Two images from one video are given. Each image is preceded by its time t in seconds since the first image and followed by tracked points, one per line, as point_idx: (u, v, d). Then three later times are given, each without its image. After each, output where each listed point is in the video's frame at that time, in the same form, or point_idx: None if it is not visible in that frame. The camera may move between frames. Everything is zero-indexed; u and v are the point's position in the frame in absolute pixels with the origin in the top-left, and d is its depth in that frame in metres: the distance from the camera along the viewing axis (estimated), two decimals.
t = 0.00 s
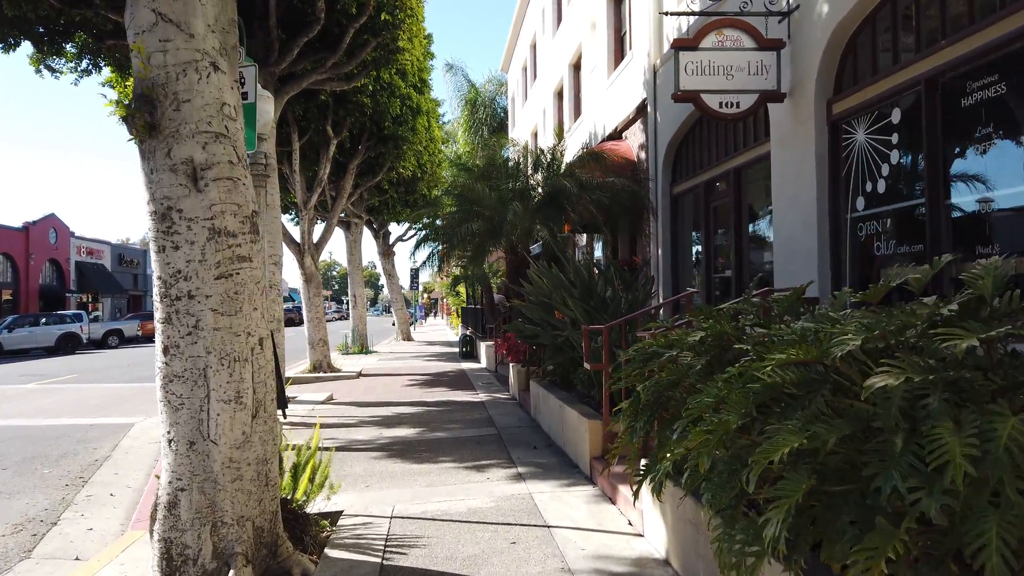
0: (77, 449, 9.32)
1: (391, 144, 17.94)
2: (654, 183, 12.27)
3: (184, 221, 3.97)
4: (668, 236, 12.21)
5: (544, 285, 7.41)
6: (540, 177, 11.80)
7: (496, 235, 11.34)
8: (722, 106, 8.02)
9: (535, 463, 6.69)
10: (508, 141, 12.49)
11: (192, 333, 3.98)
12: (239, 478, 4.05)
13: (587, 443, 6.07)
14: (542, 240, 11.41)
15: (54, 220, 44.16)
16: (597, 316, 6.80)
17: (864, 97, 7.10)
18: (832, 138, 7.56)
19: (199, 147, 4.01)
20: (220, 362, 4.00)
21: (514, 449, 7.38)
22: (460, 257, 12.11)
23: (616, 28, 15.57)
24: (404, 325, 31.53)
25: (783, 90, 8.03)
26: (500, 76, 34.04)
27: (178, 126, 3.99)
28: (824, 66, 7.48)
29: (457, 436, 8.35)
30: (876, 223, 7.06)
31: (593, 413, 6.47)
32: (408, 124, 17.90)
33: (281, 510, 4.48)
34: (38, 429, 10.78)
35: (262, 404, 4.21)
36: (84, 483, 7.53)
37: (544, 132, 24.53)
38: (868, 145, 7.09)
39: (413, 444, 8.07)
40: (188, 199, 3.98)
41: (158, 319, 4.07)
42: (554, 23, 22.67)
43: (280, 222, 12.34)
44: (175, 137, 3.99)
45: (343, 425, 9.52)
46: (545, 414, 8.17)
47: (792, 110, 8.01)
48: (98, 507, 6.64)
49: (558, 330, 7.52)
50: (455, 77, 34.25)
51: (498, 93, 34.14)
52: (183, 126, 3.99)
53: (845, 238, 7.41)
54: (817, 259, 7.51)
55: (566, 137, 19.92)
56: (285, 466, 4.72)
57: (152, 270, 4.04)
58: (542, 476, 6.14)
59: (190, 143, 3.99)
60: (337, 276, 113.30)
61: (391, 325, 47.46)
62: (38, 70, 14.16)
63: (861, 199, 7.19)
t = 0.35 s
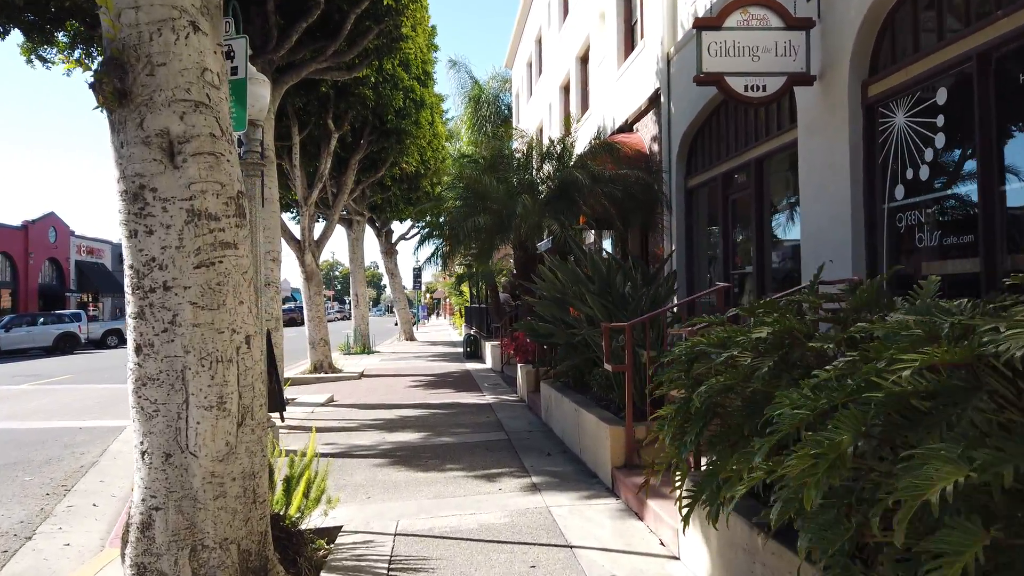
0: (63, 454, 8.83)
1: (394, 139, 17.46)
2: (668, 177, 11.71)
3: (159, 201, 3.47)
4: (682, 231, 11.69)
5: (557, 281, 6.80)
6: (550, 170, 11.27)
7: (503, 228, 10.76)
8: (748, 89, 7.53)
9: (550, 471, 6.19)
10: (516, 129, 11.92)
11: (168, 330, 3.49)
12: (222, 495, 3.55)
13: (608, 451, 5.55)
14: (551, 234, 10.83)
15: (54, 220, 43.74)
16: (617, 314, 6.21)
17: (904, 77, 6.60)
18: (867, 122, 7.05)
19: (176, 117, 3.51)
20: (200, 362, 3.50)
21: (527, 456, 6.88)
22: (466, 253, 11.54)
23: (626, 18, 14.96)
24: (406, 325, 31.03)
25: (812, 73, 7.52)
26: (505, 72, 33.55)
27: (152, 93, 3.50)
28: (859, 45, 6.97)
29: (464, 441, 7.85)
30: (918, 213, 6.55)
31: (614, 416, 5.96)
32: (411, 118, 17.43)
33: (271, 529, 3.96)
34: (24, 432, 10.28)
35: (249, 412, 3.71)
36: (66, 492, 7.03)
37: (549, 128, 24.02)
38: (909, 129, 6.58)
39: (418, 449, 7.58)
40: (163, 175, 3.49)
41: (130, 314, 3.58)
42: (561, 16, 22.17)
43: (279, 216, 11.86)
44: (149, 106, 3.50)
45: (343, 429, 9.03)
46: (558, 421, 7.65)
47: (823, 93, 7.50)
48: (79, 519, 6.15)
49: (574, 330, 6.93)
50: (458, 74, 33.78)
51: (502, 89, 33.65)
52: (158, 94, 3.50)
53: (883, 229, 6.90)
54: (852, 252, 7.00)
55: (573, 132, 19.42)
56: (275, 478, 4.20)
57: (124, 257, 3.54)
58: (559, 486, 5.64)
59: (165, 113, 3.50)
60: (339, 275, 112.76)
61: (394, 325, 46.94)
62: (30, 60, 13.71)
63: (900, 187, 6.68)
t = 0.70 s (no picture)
0: (47, 464, 8.34)
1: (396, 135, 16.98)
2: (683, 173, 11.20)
3: (122, 186, 2.98)
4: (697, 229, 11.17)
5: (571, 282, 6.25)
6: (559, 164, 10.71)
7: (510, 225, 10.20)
8: (775, 75, 7.04)
9: (565, 488, 5.69)
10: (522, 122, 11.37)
11: (132, 338, 2.99)
12: (195, 530, 3.05)
13: (631, 468, 5.05)
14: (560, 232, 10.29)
15: (53, 219, 43.20)
16: (641, 318, 5.67)
17: (949, 61, 6.08)
18: (908, 110, 6.53)
19: (142, 90, 3.01)
20: (170, 376, 3.00)
21: (539, 470, 6.37)
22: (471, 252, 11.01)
23: (636, 10, 14.44)
24: (409, 325, 30.51)
25: (846, 58, 7.01)
26: (509, 70, 33.04)
27: (114, 61, 3.00)
28: (899, 27, 6.45)
29: (471, 452, 7.35)
30: (966, 208, 6.03)
31: (637, 429, 5.45)
32: (415, 113, 16.95)
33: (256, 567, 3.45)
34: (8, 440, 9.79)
35: (229, 433, 3.19)
36: (44, 507, 6.54)
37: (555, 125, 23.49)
38: (956, 118, 6.07)
39: (422, 461, 7.09)
40: (127, 157, 2.99)
41: (90, 319, 3.08)
42: (567, 11, 21.69)
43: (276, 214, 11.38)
44: (111, 77, 3.00)
45: (342, 438, 8.54)
46: (572, 431, 7.14)
47: (857, 80, 6.98)
48: (53, 539, 5.66)
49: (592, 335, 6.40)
50: (462, 72, 33.26)
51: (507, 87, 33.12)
52: (122, 63, 3.00)
53: (927, 224, 6.37)
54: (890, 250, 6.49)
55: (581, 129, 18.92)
56: (261, 504, 3.69)
57: (83, 253, 3.05)
58: (576, 507, 5.14)
59: (128, 85, 2.99)
60: (342, 276, 112.28)
61: (396, 327, 46.42)
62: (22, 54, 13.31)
63: (947, 181, 6.16)
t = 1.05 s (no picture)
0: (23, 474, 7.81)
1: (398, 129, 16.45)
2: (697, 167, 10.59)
3: (57, 159, 2.45)
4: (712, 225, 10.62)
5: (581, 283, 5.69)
6: (567, 156, 10.19)
7: (515, 220, 9.67)
8: (807, 56, 6.53)
9: (581, 506, 5.16)
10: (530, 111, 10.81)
11: (70, 343, 2.46)
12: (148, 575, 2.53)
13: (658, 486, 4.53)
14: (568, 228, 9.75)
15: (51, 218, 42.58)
16: (662, 318, 5.11)
17: (1000, 36, 5.55)
18: (951, 92, 6.01)
19: (84, 42, 2.49)
20: (117, 389, 2.48)
21: (551, 484, 5.84)
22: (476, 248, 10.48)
23: None
24: (411, 326, 29.96)
25: (882, 37, 6.47)
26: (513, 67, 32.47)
27: (50, 8, 2.48)
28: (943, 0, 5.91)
29: (476, 463, 6.82)
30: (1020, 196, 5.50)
31: (662, 442, 4.93)
32: (417, 107, 16.43)
33: None
34: None
35: (192, 456, 2.67)
36: (12, 525, 6.02)
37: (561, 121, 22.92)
38: (1008, 99, 5.53)
39: (423, 472, 6.56)
40: (65, 124, 2.47)
41: (21, 320, 2.55)
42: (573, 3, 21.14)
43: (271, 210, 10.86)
44: (44, 27, 2.48)
45: (338, 446, 8.01)
46: (586, 442, 6.61)
47: (895, 60, 6.44)
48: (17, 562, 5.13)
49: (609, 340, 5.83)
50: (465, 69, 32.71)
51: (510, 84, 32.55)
52: (57, 10, 2.48)
53: (975, 215, 5.84)
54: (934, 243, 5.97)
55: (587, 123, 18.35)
56: (231, 536, 3.17)
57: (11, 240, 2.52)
58: (595, 530, 4.60)
59: (65, 36, 2.47)
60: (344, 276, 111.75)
61: (398, 327, 45.80)
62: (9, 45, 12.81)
63: (999, 167, 5.63)
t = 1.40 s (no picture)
0: None
1: (400, 123, 15.95)
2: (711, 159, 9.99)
3: None
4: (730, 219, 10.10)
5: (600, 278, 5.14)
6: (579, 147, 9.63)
7: (525, 214, 9.15)
8: (841, 33, 6.04)
9: (603, 525, 4.66)
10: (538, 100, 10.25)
11: None
12: None
13: (692, 505, 4.03)
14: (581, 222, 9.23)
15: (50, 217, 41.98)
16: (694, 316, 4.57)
17: None
18: (1004, 72, 5.49)
19: None
20: (47, 402, 1.98)
21: (567, 498, 5.34)
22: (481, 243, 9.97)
23: None
24: (413, 326, 29.43)
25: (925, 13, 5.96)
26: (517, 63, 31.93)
27: None
28: None
29: (484, 473, 6.31)
30: None
31: (696, 455, 4.42)
32: (420, 100, 15.92)
33: None
34: None
35: (146, 483, 2.17)
36: None
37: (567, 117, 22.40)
38: None
39: (427, 484, 6.06)
40: None
41: None
42: None
43: (268, 204, 10.37)
44: None
45: (336, 454, 7.51)
46: (605, 450, 6.11)
47: (939, 38, 5.93)
48: None
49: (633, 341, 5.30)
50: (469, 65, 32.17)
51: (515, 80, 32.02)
52: None
53: None
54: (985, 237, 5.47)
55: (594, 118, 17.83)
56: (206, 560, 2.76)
57: None
58: (621, 555, 4.10)
59: None
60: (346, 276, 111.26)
61: (401, 327, 45.24)
62: None
63: None
